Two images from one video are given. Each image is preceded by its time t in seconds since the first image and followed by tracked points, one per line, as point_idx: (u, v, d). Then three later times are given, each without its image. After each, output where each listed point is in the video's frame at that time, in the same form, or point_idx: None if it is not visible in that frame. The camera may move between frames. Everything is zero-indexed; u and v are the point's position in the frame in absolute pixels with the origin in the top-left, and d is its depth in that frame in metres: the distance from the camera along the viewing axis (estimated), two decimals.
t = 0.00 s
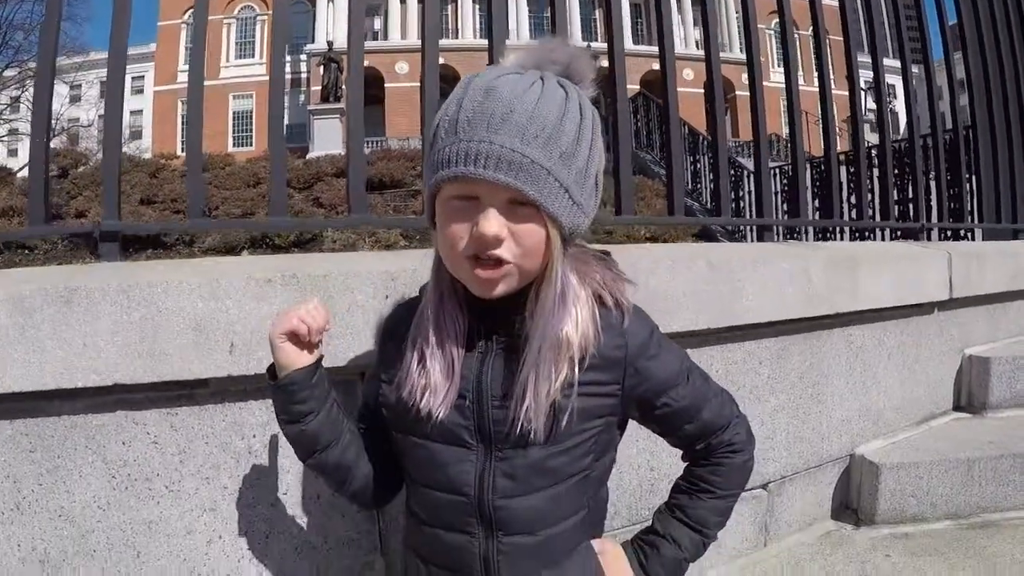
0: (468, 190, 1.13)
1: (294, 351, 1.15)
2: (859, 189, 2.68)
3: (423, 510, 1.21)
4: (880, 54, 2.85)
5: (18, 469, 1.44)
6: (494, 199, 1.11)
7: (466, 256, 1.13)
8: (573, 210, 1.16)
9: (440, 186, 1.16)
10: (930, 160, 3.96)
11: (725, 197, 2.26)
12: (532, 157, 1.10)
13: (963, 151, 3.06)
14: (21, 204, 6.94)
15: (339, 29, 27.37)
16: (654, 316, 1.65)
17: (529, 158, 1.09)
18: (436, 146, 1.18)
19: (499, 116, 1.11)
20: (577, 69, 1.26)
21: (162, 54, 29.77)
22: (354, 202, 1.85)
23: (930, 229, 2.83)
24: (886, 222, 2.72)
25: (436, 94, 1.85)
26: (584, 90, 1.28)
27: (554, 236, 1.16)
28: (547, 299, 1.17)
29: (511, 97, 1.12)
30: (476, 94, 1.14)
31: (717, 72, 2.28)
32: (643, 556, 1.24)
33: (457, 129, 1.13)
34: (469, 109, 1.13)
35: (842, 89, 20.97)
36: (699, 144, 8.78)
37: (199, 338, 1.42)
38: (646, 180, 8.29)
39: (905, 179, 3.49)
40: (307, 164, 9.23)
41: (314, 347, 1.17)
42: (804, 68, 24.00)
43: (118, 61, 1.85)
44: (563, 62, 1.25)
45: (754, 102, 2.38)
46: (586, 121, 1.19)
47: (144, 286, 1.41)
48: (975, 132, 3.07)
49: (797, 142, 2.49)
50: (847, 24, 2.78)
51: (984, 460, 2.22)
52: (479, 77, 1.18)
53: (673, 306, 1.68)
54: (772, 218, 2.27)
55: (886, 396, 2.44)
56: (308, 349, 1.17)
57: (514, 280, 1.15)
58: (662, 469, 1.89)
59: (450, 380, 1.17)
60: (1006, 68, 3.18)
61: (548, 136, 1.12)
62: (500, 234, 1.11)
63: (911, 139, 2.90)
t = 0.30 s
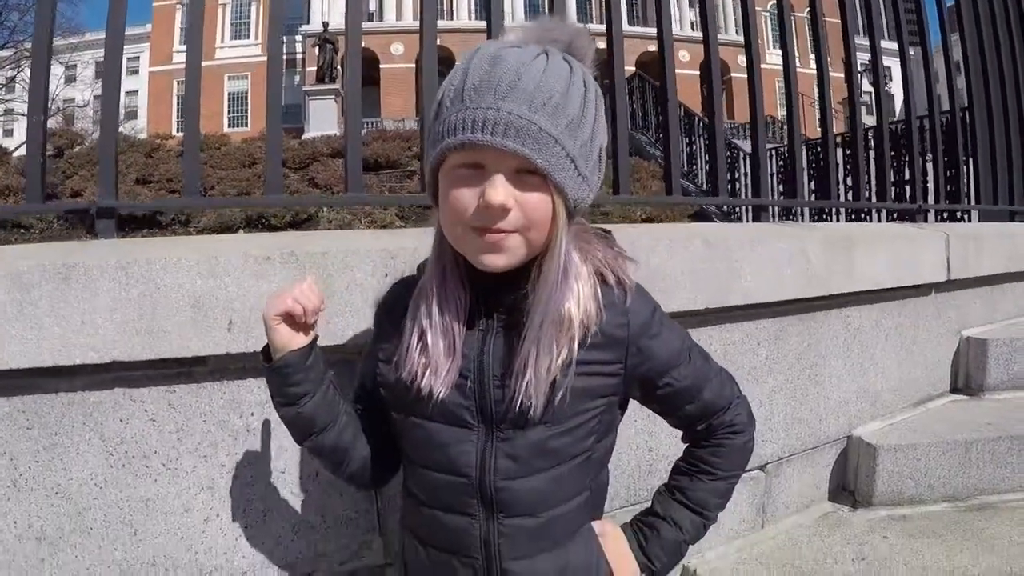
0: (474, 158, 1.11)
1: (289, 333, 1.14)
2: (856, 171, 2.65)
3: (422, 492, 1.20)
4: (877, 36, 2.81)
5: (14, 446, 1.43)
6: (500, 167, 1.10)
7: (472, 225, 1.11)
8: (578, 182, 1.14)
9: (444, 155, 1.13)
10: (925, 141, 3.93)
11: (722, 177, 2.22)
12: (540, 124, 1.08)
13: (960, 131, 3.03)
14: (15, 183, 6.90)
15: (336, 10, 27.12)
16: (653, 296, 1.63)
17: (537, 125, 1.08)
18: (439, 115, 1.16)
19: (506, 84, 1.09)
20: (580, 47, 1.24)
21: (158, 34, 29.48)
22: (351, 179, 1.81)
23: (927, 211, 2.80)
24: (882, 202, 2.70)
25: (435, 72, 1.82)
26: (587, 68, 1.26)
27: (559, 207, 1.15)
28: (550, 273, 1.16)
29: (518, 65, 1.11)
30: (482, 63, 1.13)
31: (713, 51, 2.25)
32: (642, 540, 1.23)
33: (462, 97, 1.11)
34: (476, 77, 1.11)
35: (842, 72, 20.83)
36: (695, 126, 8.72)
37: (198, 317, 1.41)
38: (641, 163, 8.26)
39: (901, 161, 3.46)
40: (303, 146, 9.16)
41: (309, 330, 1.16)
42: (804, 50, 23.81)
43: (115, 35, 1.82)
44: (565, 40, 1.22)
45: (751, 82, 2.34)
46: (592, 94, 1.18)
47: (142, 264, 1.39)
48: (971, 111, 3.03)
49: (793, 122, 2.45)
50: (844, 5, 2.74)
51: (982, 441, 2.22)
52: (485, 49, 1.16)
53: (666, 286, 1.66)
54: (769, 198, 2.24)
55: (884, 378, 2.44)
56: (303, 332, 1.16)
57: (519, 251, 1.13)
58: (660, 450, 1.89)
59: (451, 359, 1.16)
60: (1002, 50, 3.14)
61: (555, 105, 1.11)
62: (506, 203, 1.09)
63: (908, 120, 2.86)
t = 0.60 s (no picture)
0: (467, 162, 1.11)
1: (282, 341, 1.15)
2: (852, 169, 2.64)
3: (416, 498, 1.20)
4: (871, 30, 2.79)
5: (13, 449, 1.43)
6: (494, 170, 1.10)
7: (466, 227, 1.11)
8: (569, 188, 1.14)
9: (438, 159, 1.14)
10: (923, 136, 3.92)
11: (718, 178, 2.22)
12: (533, 128, 1.09)
13: (955, 126, 3.02)
14: (14, 184, 6.93)
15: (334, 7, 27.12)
16: (648, 299, 1.63)
17: (530, 129, 1.08)
18: (433, 121, 1.16)
19: (500, 89, 1.10)
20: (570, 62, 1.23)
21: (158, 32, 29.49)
22: (348, 183, 1.81)
23: (924, 210, 2.79)
24: (879, 200, 2.69)
25: (431, 74, 1.82)
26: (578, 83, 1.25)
27: (551, 212, 1.15)
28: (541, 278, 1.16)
29: (511, 73, 1.12)
30: (476, 70, 1.14)
31: (708, 49, 2.24)
32: (635, 547, 1.23)
33: (456, 102, 1.12)
34: (470, 83, 1.12)
35: (841, 67, 20.81)
36: (693, 123, 8.72)
37: (196, 323, 1.42)
38: (638, 161, 8.28)
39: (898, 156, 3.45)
40: (302, 145, 9.17)
41: (303, 337, 1.17)
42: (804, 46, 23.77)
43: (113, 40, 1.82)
44: (556, 56, 1.21)
45: (745, 80, 2.34)
46: (584, 102, 1.19)
47: (141, 270, 1.40)
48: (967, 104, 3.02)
49: (789, 120, 2.45)
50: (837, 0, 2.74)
51: (979, 439, 2.23)
52: (479, 58, 1.18)
53: (660, 289, 1.66)
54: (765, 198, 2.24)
55: (882, 378, 2.44)
56: (296, 338, 1.17)
57: (511, 255, 1.13)
58: (657, 452, 1.89)
59: (442, 366, 1.16)
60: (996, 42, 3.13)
61: (548, 111, 1.11)
62: (499, 206, 1.09)
63: (904, 115, 2.85)
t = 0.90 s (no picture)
0: (468, 168, 1.12)
1: (284, 326, 1.15)
2: (852, 176, 2.64)
3: (415, 504, 1.20)
4: (870, 37, 2.80)
5: (15, 458, 1.43)
6: (494, 176, 1.10)
7: (467, 234, 1.11)
8: (569, 195, 1.15)
9: (439, 166, 1.14)
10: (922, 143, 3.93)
11: (719, 187, 2.22)
12: (533, 135, 1.09)
13: (955, 132, 3.03)
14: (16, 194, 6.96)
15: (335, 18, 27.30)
16: (650, 306, 1.63)
17: (530, 136, 1.09)
18: (434, 129, 1.17)
19: (500, 96, 1.11)
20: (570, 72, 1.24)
21: (159, 43, 29.68)
22: (349, 193, 1.80)
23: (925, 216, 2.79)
24: (880, 207, 2.70)
25: (431, 84, 1.82)
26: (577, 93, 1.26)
27: (551, 218, 1.15)
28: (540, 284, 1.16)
29: (512, 81, 1.13)
30: (477, 78, 1.14)
31: (709, 57, 2.25)
32: (634, 556, 1.21)
33: (457, 109, 1.12)
34: (471, 91, 1.12)
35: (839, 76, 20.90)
36: (693, 132, 8.76)
37: (198, 332, 1.41)
38: (638, 170, 8.31)
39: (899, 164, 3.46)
40: (303, 156, 9.20)
41: (304, 325, 1.17)
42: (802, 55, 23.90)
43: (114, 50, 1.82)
44: (555, 66, 1.22)
45: (745, 88, 2.34)
46: (584, 111, 1.20)
47: (143, 279, 1.40)
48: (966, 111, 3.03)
49: (788, 128, 2.45)
50: (835, 8, 2.76)
51: (983, 447, 2.22)
52: (479, 68, 1.18)
53: (662, 297, 1.66)
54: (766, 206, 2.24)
55: (884, 386, 2.44)
56: (297, 326, 1.17)
57: (512, 260, 1.13)
58: (660, 461, 1.89)
59: (441, 372, 1.16)
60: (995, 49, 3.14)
61: (548, 118, 1.12)
62: (500, 211, 1.09)
63: (903, 122, 2.86)
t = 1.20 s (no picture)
0: (489, 191, 1.12)
1: (305, 349, 1.14)
2: (859, 192, 2.65)
3: (431, 523, 1.19)
4: (876, 52, 2.81)
5: (28, 472, 1.43)
6: (515, 200, 1.11)
7: (487, 257, 1.11)
8: (588, 217, 1.16)
9: (460, 188, 1.15)
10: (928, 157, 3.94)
11: (728, 203, 2.22)
12: (554, 159, 1.10)
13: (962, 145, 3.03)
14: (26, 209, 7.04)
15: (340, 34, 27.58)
16: (661, 323, 1.63)
17: (551, 160, 1.09)
18: (455, 151, 1.18)
19: (522, 121, 1.12)
20: (585, 95, 1.25)
21: (166, 60, 30.02)
22: (360, 211, 1.81)
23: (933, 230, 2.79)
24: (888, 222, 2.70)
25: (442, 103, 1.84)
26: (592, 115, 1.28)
27: (570, 241, 1.16)
28: (560, 305, 1.17)
29: (532, 106, 1.14)
30: (498, 102, 1.15)
31: (716, 74, 2.26)
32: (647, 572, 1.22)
33: (479, 133, 1.13)
34: (492, 115, 1.13)
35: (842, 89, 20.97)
36: (699, 148, 8.81)
37: (211, 349, 1.42)
38: (644, 186, 8.35)
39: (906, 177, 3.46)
40: (310, 172, 9.28)
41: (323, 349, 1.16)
42: (804, 70, 24.04)
43: (130, 69, 1.84)
44: (572, 88, 1.24)
45: (752, 104, 2.35)
46: (602, 135, 1.21)
47: (158, 296, 1.40)
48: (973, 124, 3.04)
49: (796, 143, 2.46)
50: (840, 23, 2.78)
51: (994, 463, 2.21)
52: (500, 92, 1.19)
53: (674, 314, 1.66)
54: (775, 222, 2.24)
55: (894, 401, 2.43)
56: (317, 350, 1.15)
57: (532, 283, 1.13)
58: (671, 478, 1.88)
59: (462, 389, 1.15)
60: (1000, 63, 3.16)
61: (568, 142, 1.13)
62: (521, 235, 1.10)
63: (910, 136, 2.87)
